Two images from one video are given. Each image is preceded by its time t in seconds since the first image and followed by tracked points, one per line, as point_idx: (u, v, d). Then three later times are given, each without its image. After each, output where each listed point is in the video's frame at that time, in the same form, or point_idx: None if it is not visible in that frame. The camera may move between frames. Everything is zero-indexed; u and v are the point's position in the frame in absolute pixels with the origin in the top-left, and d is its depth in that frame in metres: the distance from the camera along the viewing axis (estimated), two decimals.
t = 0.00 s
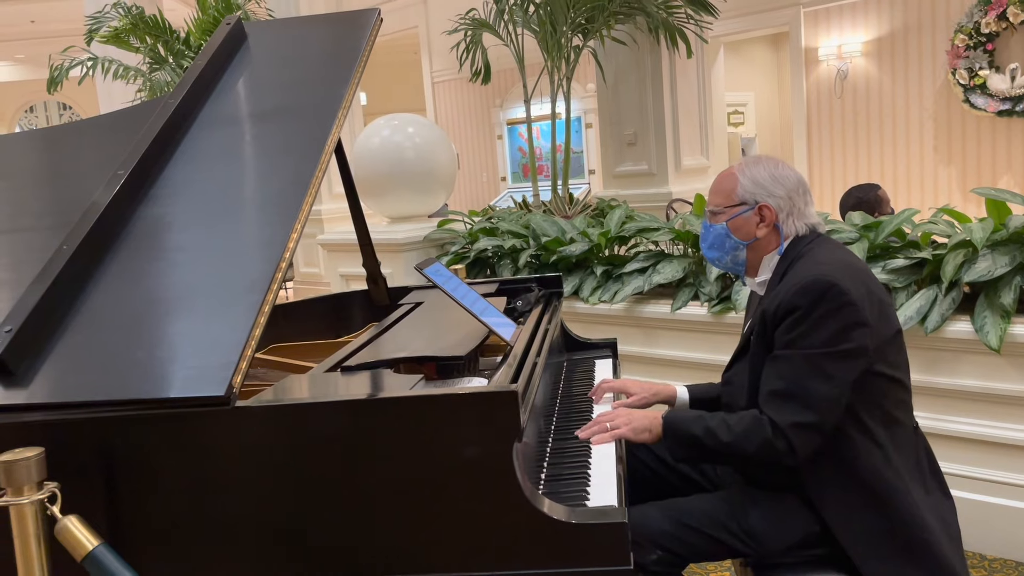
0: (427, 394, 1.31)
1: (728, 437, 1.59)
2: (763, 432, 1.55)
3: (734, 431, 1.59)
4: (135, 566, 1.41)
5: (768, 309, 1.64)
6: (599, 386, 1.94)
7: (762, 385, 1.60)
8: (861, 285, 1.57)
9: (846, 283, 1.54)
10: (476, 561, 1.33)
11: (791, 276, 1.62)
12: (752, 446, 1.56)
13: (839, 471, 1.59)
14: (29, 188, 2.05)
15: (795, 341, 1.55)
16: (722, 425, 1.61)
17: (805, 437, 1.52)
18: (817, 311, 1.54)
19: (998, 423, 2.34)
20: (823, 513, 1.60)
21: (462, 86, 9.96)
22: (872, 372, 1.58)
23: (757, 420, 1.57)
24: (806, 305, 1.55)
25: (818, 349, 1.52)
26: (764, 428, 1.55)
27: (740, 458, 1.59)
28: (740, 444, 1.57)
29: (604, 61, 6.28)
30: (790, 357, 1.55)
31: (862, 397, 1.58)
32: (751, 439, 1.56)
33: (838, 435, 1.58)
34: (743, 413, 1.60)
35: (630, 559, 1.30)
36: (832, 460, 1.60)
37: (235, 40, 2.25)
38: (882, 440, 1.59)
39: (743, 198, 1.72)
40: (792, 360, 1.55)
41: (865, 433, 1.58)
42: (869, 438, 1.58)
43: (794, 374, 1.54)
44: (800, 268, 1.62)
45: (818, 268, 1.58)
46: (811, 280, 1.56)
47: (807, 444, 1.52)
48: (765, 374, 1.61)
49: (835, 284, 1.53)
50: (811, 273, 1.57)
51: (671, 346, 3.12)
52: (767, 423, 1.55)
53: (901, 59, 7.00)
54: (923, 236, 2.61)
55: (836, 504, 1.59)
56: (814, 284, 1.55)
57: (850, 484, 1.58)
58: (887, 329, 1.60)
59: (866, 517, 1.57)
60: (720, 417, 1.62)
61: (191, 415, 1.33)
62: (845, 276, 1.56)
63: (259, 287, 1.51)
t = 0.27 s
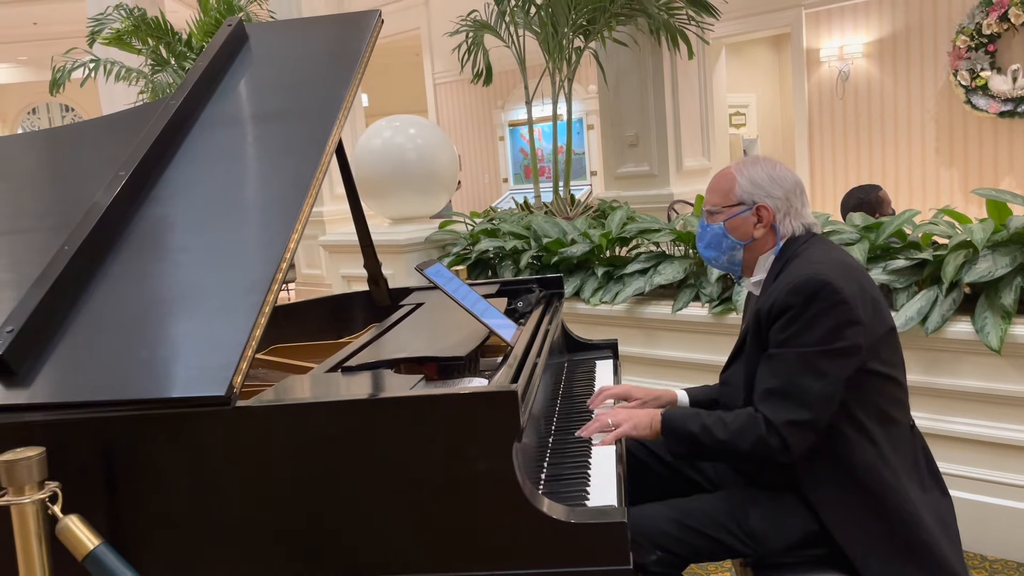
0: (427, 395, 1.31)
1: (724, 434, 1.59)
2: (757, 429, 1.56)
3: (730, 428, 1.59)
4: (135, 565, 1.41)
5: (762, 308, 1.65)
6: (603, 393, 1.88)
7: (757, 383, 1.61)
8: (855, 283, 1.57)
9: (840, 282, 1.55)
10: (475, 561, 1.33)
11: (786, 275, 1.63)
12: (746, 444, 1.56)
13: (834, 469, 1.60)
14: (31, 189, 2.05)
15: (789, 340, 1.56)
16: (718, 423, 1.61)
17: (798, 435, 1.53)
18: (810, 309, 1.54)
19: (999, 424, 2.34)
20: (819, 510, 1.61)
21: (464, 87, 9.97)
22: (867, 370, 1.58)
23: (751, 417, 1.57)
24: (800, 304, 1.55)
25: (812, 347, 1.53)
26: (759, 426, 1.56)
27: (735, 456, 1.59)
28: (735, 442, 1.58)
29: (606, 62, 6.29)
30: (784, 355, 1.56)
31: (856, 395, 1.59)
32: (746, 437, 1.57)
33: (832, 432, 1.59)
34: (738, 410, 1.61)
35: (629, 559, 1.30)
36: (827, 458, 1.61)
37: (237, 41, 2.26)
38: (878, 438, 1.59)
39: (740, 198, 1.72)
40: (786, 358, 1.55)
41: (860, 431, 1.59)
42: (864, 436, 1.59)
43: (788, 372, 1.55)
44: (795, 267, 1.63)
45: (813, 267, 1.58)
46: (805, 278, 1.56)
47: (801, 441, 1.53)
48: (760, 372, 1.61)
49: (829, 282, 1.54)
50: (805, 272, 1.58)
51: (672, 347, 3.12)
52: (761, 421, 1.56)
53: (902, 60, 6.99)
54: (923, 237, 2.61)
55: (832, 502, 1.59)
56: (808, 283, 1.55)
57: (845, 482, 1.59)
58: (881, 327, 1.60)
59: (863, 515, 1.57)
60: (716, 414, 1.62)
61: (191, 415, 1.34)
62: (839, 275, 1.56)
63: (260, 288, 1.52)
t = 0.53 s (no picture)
0: (427, 395, 1.31)
1: (721, 434, 1.59)
2: (755, 427, 1.56)
3: (727, 427, 1.59)
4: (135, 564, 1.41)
5: (763, 307, 1.65)
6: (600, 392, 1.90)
7: (757, 382, 1.61)
8: (855, 284, 1.57)
9: (840, 282, 1.55)
10: (475, 561, 1.33)
11: (786, 275, 1.63)
12: (744, 442, 1.56)
13: (833, 468, 1.60)
14: (33, 190, 2.05)
15: (789, 339, 1.56)
16: (715, 422, 1.61)
17: (796, 433, 1.53)
18: (810, 308, 1.54)
19: (998, 425, 2.34)
20: (817, 509, 1.61)
21: (465, 87, 9.98)
22: (866, 369, 1.58)
23: (749, 416, 1.57)
24: (800, 303, 1.55)
25: (811, 346, 1.53)
26: (757, 425, 1.56)
27: (733, 455, 1.59)
28: (733, 441, 1.58)
29: (606, 63, 6.29)
30: (783, 354, 1.56)
31: (855, 394, 1.59)
32: (743, 435, 1.57)
33: (831, 431, 1.59)
34: (735, 408, 1.61)
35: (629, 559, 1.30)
36: (825, 457, 1.61)
37: (238, 42, 2.26)
38: (876, 437, 1.59)
39: (741, 198, 1.72)
40: (785, 357, 1.56)
41: (858, 430, 1.59)
42: (863, 435, 1.59)
43: (788, 371, 1.55)
44: (794, 267, 1.63)
45: (813, 266, 1.58)
46: (805, 278, 1.56)
47: (799, 440, 1.53)
48: (759, 371, 1.61)
49: (829, 282, 1.54)
50: (805, 272, 1.58)
51: (673, 348, 3.12)
52: (759, 419, 1.56)
53: (904, 60, 6.99)
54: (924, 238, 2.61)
55: (831, 501, 1.60)
56: (808, 282, 1.55)
57: (843, 481, 1.59)
58: (881, 327, 1.60)
59: (862, 515, 1.57)
60: (713, 413, 1.62)
61: (191, 415, 1.34)
62: (839, 275, 1.56)
63: (260, 288, 1.52)
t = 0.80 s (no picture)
0: (427, 395, 1.31)
1: (720, 434, 1.59)
2: (754, 428, 1.56)
3: (726, 427, 1.59)
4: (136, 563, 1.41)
5: (763, 307, 1.65)
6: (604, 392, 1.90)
7: (756, 381, 1.61)
8: (856, 284, 1.57)
9: (841, 282, 1.55)
10: (475, 561, 1.33)
11: (786, 274, 1.63)
12: (743, 442, 1.56)
13: (832, 467, 1.60)
14: (33, 189, 2.05)
15: (789, 339, 1.56)
16: (714, 422, 1.61)
17: (796, 433, 1.53)
18: (810, 308, 1.54)
19: (999, 425, 2.34)
20: (817, 509, 1.61)
21: (465, 87, 9.98)
22: (866, 369, 1.58)
23: (748, 416, 1.57)
24: (800, 303, 1.55)
25: (811, 346, 1.53)
26: (756, 425, 1.56)
27: (732, 455, 1.60)
28: (732, 441, 1.58)
29: (607, 63, 6.29)
30: (783, 354, 1.56)
31: (855, 393, 1.59)
32: (743, 435, 1.57)
33: (830, 431, 1.59)
34: (735, 408, 1.61)
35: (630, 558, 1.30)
36: (825, 457, 1.61)
37: (238, 41, 2.26)
38: (876, 437, 1.59)
39: (743, 197, 1.72)
40: (785, 357, 1.55)
41: (858, 430, 1.59)
42: (863, 435, 1.59)
43: (788, 371, 1.55)
44: (795, 267, 1.63)
45: (813, 266, 1.58)
46: (805, 278, 1.56)
47: (799, 440, 1.53)
48: (758, 370, 1.61)
49: (829, 282, 1.54)
50: (805, 271, 1.58)
51: (674, 348, 3.12)
52: (758, 419, 1.56)
53: (904, 60, 6.99)
54: (924, 237, 2.61)
55: (830, 500, 1.60)
56: (808, 282, 1.55)
57: (843, 480, 1.59)
58: (881, 327, 1.60)
59: (862, 515, 1.57)
60: (713, 414, 1.63)
61: (191, 415, 1.34)
62: (839, 275, 1.56)
63: (260, 288, 1.52)
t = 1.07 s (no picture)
0: (428, 394, 1.31)
1: (725, 427, 1.60)
2: (757, 423, 1.56)
3: (730, 422, 1.60)
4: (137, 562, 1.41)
5: (765, 304, 1.65)
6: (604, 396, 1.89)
7: (759, 378, 1.61)
8: (858, 282, 1.57)
9: (843, 279, 1.55)
10: (476, 561, 1.33)
11: (789, 272, 1.63)
12: (747, 438, 1.57)
13: (834, 465, 1.60)
14: (34, 188, 2.05)
15: (792, 336, 1.56)
16: (719, 415, 1.62)
17: (799, 431, 1.53)
18: (813, 306, 1.54)
19: (1000, 424, 2.34)
20: (818, 506, 1.61)
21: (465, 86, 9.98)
22: (868, 367, 1.58)
23: (753, 411, 1.58)
24: (803, 300, 1.55)
25: (814, 344, 1.53)
26: (760, 421, 1.56)
27: (734, 450, 1.60)
28: (735, 436, 1.58)
29: (607, 62, 6.29)
30: (786, 351, 1.56)
31: (856, 392, 1.59)
32: (747, 430, 1.57)
33: (832, 429, 1.59)
34: (739, 404, 1.62)
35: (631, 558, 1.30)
36: (827, 455, 1.61)
37: (239, 41, 2.26)
38: (878, 436, 1.59)
39: (746, 194, 1.72)
40: (787, 354, 1.55)
41: (859, 428, 1.59)
42: (865, 433, 1.59)
43: (791, 368, 1.55)
44: (798, 264, 1.63)
45: (816, 264, 1.58)
46: (808, 275, 1.56)
47: (801, 437, 1.53)
48: (761, 368, 1.61)
49: (831, 280, 1.54)
50: (808, 269, 1.58)
51: (674, 347, 3.12)
52: (762, 415, 1.56)
53: (905, 59, 6.98)
54: (925, 237, 2.61)
55: (831, 498, 1.60)
56: (812, 280, 1.55)
57: (844, 478, 1.59)
58: (883, 326, 1.60)
59: (863, 515, 1.57)
60: (718, 407, 1.64)
61: (192, 414, 1.34)
62: (843, 273, 1.56)
63: (261, 287, 1.52)
